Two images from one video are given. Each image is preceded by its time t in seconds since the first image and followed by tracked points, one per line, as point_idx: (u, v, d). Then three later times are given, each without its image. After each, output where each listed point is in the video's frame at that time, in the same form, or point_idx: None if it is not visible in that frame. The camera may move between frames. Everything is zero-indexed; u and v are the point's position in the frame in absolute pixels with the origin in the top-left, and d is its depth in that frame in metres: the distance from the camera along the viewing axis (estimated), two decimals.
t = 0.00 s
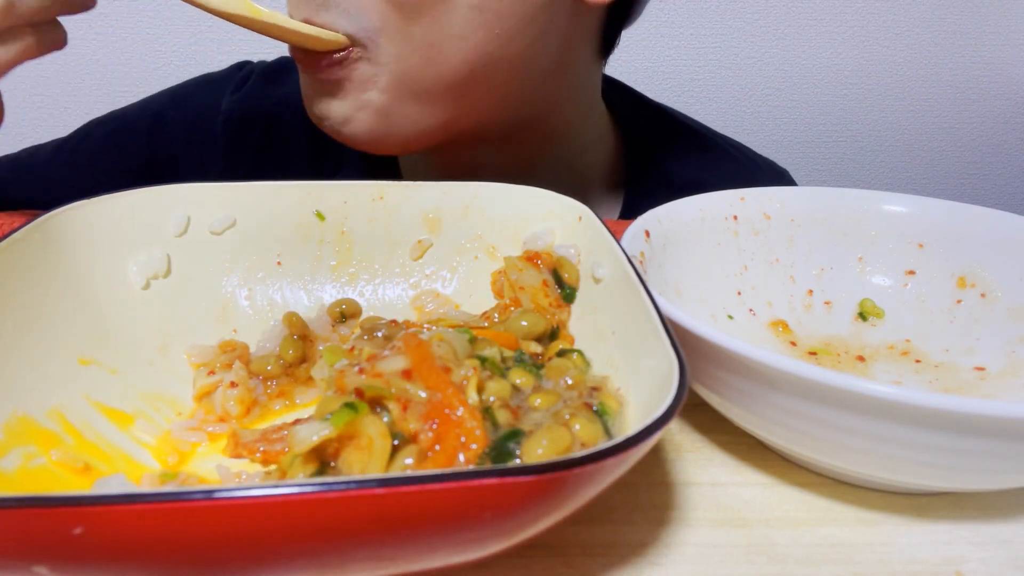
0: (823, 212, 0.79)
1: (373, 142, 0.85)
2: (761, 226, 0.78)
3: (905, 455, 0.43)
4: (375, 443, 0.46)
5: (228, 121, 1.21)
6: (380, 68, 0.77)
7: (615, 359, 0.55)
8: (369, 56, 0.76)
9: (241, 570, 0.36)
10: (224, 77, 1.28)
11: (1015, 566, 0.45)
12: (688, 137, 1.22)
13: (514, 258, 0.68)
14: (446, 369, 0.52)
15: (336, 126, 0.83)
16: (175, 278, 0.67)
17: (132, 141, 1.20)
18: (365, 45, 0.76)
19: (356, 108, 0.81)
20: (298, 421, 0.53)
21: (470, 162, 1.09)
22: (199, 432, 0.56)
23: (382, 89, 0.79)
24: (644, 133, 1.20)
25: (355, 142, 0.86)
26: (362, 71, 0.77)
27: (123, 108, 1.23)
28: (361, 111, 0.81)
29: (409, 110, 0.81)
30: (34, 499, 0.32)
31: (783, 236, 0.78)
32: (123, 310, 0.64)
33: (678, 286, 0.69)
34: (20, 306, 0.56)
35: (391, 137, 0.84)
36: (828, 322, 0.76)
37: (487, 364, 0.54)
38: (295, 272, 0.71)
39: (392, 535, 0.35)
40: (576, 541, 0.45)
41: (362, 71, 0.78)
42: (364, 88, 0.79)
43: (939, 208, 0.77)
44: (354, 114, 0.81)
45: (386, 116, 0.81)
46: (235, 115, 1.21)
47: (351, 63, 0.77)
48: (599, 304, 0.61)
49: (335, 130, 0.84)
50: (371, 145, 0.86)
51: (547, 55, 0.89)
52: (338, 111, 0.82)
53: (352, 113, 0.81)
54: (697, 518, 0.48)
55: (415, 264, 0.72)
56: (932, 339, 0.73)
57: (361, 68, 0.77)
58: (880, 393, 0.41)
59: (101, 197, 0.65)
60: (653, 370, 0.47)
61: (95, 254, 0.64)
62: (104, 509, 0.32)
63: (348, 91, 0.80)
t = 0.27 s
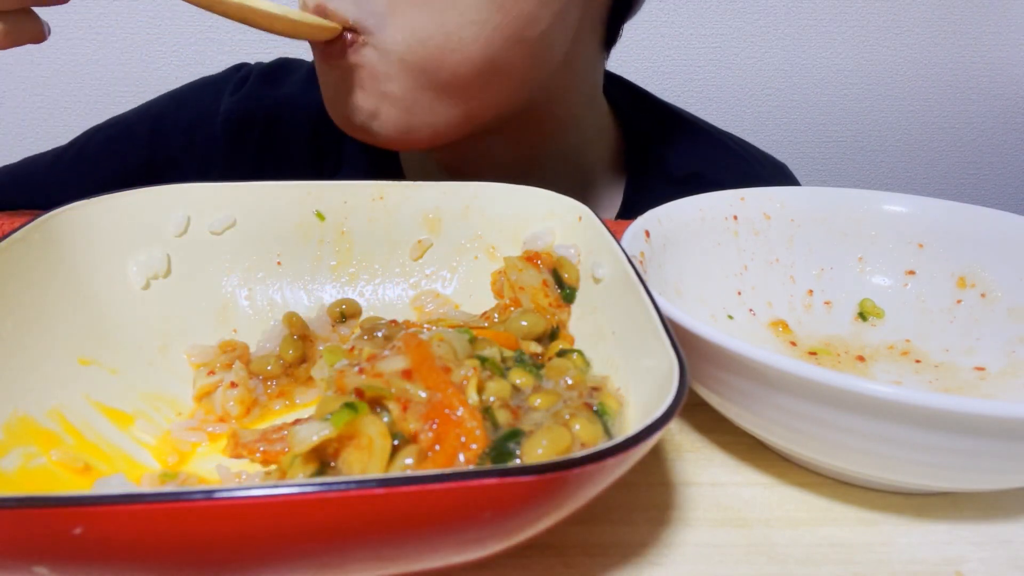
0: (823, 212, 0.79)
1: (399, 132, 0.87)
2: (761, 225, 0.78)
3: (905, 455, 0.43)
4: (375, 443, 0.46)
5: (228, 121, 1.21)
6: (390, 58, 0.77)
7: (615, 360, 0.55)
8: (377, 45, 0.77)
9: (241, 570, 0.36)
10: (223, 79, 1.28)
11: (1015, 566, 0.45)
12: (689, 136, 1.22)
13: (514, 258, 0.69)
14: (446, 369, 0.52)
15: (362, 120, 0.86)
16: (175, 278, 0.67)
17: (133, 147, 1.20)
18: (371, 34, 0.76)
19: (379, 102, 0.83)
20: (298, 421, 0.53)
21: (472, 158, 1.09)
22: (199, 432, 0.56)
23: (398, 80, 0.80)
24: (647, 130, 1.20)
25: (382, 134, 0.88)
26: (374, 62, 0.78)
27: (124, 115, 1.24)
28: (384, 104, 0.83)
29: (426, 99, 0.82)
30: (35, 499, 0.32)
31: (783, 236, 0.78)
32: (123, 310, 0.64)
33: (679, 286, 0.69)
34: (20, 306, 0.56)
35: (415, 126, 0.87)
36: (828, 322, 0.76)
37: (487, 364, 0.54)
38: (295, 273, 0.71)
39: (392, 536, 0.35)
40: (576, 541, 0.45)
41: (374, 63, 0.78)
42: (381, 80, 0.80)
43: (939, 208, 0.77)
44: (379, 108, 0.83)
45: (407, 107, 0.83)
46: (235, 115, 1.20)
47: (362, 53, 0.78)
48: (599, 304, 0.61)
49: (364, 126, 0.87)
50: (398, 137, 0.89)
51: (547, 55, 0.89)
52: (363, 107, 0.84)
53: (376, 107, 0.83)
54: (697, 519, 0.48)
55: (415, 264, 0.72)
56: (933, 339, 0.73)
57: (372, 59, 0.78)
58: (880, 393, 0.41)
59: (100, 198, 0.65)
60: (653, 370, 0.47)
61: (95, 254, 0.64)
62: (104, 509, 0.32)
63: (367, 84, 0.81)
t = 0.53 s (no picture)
0: (823, 212, 0.79)
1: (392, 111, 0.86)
2: (761, 226, 0.78)
3: (905, 455, 0.43)
4: (375, 443, 0.46)
5: (228, 125, 1.21)
6: (393, 45, 0.77)
7: (616, 360, 0.55)
8: (380, 32, 0.76)
9: (241, 570, 0.36)
10: (222, 82, 1.28)
11: (1015, 566, 0.45)
12: (689, 136, 1.22)
13: (514, 259, 0.69)
14: (446, 369, 0.52)
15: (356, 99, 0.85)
16: (176, 278, 0.67)
17: (134, 152, 1.20)
18: (376, 22, 0.76)
19: (374, 83, 0.82)
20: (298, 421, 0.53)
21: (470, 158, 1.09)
22: (199, 432, 0.56)
23: (398, 66, 0.79)
24: (645, 130, 1.20)
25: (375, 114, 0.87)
26: (376, 47, 0.78)
27: (124, 120, 1.24)
28: (380, 86, 0.82)
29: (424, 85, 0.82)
30: (36, 499, 0.32)
31: (783, 236, 0.78)
32: (123, 311, 0.64)
33: (679, 286, 0.69)
34: (20, 306, 0.56)
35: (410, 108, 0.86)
36: (828, 322, 0.76)
37: (487, 364, 0.54)
38: (295, 272, 0.71)
39: (392, 536, 0.35)
40: (576, 541, 0.45)
41: (376, 49, 0.78)
42: (380, 65, 0.79)
43: (938, 208, 0.77)
44: (373, 89, 0.82)
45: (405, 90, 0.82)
46: (235, 119, 1.21)
47: (366, 40, 0.78)
48: (599, 304, 0.61)
49: (357, 105, 0.85)
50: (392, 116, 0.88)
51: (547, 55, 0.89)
52: (358, 87, 0.83)
53: (371, 87, 0.82)
54: (697, 519, 0.48)
55: (415, 264, 0.72)
56: (932, 339, 0.73)
57: (375, 44, 0.78)
58: (880, 393, 0.41)
59: (100, 199, 0.65)
60: (654, 370, 0.47)
61: (96, 255, 0.64)
62: (105, 510, 0.32)
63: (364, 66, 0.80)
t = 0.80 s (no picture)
0: (823, 212, 0.79)
1: (388, 110, 0.86)
2: (761, 226, 0.78)
3: (905, 455, 0.43)
4: (375, 443, 0.46)
5: (227, 125, 1.21)
6: (391, 44, 0.77)
7: (615, 360, 0.55)
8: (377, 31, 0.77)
9: (240, 570, 0.36)
10: (220, 84, 1.28)
11: (1015, 566, 0.45)
12: (689, 136, 1.22)
13: (514, 259, 0.69)
14: (446, 369, 0.52)
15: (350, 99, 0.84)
16: (175, 278, 0.67)
17: (133, 155, 1.20)
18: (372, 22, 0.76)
19: (371, 82, 0.82)
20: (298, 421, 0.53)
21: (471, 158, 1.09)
22: (199, 432, 0.56)
23: (395, 64, 0.79)
24: (645, 130, 1.20)
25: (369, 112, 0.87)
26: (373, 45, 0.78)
27: (123, 123, 1.24)
28: (376, 84, 0.82)
29: (423, 84, 0.82)
30: (36, 499, 0.32)
31: (783, 236, 0.78)
32: (124, 311, 0.64)
33: (679, 286, 0.69)
34: (20, 306, 0.56)
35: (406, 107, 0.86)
36: (828, 322, 0.76)
37: (487, 364, 0.54)
38: (295, 272, 0.70)
39: (392, 536, 0.35)
40: (576, 541, 0.45)
41: (372, 46, 0.78)
42: (377, 63, 0.79)
43: (938, 208, 0.77)
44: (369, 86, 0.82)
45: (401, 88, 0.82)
46: (234, 120, 1.21)
47: (362, 39, 0.78)
48: (599, 304, 0.61)
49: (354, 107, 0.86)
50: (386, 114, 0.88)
51: (547, 55, 0.89)
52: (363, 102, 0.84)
53: (366, 85, 0.82)
54: (697, 518, 0.48)
55: (415, 264, 0.72)
56: (932, 339, 0.73)
57: (372, 43, 0.78)
58: (880, 393, 0.41)
59: (100, 199, 0.65)
60: (653, 370, 0.47)
61: (96, 255, 0.64)
62: (105, 510, 0.32)
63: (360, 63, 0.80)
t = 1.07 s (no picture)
0: (823, 212, 0.79)
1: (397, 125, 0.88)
2: (761, 225, 0.78)
3: (905, 455, 0.43)
4: (375, 443, 0.46)
5: (226, 129, 1.21)
6: (389, 55, 0.78)
7: (616, 360, 0.55)
8: (374, 44, 0.78)
9: (241, 570, 0.36)
10: (219, 86, 1.28)
11: (1015, 566, 0.45)
12: (688, 136, 1.22)
13: (513, 259, 0.69)
14: (446, 369, 0.52)
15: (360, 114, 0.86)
16: (175, 278, 0.67)
17: (133, 159, 1.20)
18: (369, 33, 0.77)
19: (371, 85, 0.82)
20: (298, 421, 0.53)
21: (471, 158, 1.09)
22: (199, 432, 0.56)
23: (397, 76, 0.80)
24: (646, 130, 1.20)
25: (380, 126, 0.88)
26: (372, 58, 0.79)
27: (122, 128, 1.24)
28: (382, 98, 0.83)
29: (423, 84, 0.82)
30: (36, 499, 0.32)
31: (783, 236, 0.78)
32: (124, 311, 0.64)
33: (679, 286, 0.69)
34: (20, 306, 0.56)
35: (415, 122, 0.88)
36: (828, 322, 0.76)
37: (487, 364, 0.54)
38: (295, 272, 0.70)
39: (392, 536, 0.35)
40: (576, 541, 0.45)
41: (373, 60, 0.79)
42: (379, 77, 0.81)
43: (939, 208, 0.77)
44: (376, 100, 0.84)
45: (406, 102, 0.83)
46: (233, 124, 1.21)
47: (360, 51, 0.79)
48: (599, 304, 0.61)
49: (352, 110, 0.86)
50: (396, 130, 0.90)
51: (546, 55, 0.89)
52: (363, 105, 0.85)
53: (373, 100, 0.84)
54: (697, 518, 0.48)
55: (415, 264, 0.72)
56: (933, 339, 0.73)
57: (370, 55, 0.79)
58: (880, 393, 0.41)
59: (99, 199, 0.65)
60: (653, 371, 0.47)
61: (96, 256, 0.64)
62: (106, 509, 0.32)
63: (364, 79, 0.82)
